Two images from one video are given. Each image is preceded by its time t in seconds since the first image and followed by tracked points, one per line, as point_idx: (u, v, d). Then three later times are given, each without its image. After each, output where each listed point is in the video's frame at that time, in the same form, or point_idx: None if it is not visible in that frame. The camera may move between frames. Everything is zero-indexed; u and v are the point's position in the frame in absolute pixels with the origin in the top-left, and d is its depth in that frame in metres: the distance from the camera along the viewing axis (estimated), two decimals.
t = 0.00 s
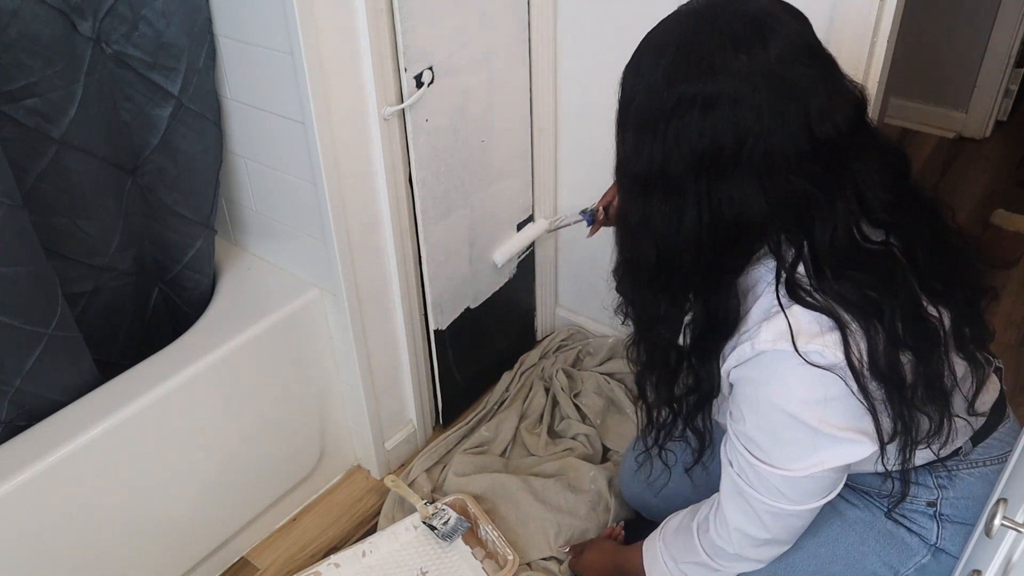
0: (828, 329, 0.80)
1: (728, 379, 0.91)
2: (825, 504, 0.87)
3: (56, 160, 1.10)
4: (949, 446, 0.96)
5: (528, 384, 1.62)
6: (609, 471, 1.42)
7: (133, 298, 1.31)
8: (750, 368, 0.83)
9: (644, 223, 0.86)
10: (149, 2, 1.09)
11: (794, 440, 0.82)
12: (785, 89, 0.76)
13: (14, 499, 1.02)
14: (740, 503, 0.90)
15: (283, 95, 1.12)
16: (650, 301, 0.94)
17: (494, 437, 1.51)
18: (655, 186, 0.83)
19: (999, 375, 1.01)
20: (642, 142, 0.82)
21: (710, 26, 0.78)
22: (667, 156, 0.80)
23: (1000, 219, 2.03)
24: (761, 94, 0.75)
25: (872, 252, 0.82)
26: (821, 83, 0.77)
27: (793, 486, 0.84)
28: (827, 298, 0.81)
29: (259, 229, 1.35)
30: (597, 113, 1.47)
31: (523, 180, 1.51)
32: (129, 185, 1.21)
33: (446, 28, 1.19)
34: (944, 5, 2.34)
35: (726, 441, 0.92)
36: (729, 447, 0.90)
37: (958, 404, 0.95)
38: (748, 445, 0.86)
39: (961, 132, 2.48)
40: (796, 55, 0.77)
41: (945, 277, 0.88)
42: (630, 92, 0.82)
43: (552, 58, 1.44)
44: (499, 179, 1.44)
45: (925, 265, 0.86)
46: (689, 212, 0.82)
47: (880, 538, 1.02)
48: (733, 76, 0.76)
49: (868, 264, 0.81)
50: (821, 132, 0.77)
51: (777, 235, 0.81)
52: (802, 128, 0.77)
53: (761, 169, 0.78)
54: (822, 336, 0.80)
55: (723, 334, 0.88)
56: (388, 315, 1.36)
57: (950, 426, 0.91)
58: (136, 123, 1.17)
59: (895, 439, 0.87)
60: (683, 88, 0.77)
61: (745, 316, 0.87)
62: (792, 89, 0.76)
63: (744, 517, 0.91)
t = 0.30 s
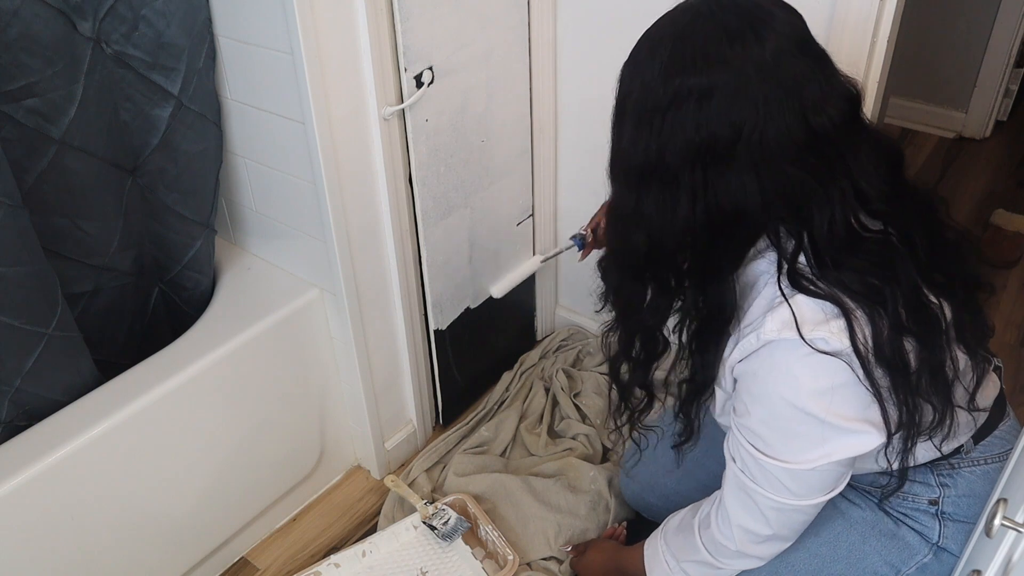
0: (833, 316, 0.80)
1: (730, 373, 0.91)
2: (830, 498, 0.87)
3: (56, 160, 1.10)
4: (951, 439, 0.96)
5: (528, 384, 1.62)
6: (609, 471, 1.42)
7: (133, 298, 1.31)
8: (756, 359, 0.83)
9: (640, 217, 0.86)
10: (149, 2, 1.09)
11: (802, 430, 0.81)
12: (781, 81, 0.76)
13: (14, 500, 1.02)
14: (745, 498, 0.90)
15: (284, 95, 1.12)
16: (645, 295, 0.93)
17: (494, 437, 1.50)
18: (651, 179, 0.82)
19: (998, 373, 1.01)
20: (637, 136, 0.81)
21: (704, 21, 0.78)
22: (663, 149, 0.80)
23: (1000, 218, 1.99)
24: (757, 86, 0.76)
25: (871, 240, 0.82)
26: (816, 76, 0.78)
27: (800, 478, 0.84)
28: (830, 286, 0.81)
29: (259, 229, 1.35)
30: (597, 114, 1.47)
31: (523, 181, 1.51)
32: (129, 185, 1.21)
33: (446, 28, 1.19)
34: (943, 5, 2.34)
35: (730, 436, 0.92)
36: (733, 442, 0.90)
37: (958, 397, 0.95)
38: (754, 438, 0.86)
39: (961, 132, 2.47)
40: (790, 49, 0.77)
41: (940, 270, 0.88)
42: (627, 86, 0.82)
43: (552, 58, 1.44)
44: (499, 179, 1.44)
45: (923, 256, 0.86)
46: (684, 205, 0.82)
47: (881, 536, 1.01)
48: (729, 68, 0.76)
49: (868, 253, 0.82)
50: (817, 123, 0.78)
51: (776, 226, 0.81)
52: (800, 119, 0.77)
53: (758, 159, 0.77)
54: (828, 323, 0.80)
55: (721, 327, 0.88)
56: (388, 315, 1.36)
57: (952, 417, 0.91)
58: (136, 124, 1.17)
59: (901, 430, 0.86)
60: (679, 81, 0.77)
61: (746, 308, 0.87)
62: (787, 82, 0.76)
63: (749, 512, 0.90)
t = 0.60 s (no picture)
0: (836, 329, 0.80)
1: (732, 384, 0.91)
2: (832, 505, 0.87)
3: (56, 160, 1.10)
4: (953, 442, 0.96)
5: (528, 384, 1.62)
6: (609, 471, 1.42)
7: (133, 298, 1.31)
8: (759, 371, 0.83)
9: (640, 231, 0.86)
10: (149, 1, 1.09)
11: (806, 441, 0.81)
12: (778, 93, 0.76)
13: (14, 499, 1.02)
14: (747, 505, 0.90)
15: (284, 95, 1.12)
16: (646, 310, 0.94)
17: (494, 437, 1.50)
18: (651, 193, 0.83)
19: (999, 374, 1.01)
20: (636, 151, 0.81)
21: (700, 34, 0.78)
22: (662, 164, 0.80)
23: (999, 219, 2.02)
24: (753, 100, 0.76)
25: (873, 250, 0.82)
26: (813, 87, 0.77)
27: (803, 488, 0.84)
28: (832, 298, 0.81)
29: (259, 229, 1.35)
30: (597, 113, 1.47)
31: (523, 181, 1.51)
32: (129, 185, 1.21)
33: (446, 28, 1.19)
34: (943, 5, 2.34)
35: (733, 444, 0.92)
36: (736, 450, 0.90)
37: (960, 401, 0.95)
38: (757, 448, 0.86)
39: (960, 132, 2.47)
40: (786, 61, 0.77)
41: (943, 276, 0.88)
42: (624, 102, 0.82)
43: (552, 58, 1.44)
44: (499, 179, 1.44)
45: (925, 261, 0.86)
46: (685, 220, 0.82)
47: (881, 537, 1.02)
48: (724, 82, 0.76)
49: (870, 262, 0.82)
50: (815, 133, 0.78)
51: (777, 237, 0.81)
52: (797, 131, 0.77)
53: (757, 171, 0.78)
54: (830, 335, 0.80)
55: (724, 342, 0.88)
56: (388, 316, 1.36)
57: (954, 423, 0.91)
58: (136, 124, 1.17)
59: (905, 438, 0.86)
60: (676, 95, 0.77)
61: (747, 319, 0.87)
62: (783, 94, 0.76)
63: (752, 520, 0.91)
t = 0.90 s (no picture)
0: (829, 320, 0.80)
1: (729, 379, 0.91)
2: (828, 501, 0.87)
3: (56, 160, 1.10)
4: (953, 439, 0.95)
5: (528, 384, 1.62)
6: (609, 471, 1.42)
7: (133, 298, 1.31)
8: (754, 364, 0.84)
9: (634, 229, 0.86)
10: (149, 1, 1.09)
11: (799, 435, 0.82)
12: (769, 89, 0.76)
13: (14, 499, 1.02)
14: (743, 501, 0.90)
15: (284, 95, 1.12)
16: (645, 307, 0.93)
17: (494, 437, 1.50)
18: (645, 192, 0.83)
19: (997, 371, 1.01)
20: (630, 149, 0.81)
21: (690, 32, 0.78)
22: (656, 161, 0.80)
23: (999, 219, 1.98)
24: (745, 96, 0.75)
25: (867, 244, 0.82)
26: (803, 81, 0.77)
27: (797, 482, 0.84)
28: (825, 290, 0.81)
29: (259, 229, 1.35)
30: (597, 113, 1.47)
31: (523, 181, 1.51)
32: (129, 185, 1.21)
33: (446, 28, 1.19)
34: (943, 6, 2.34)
35: (730, 440, 0.92)
36: (733, 445, 0.90)
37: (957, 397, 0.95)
38: (753, 442, 0.86)
39: (961, 133, 2.47)
40: (777, 57, 0.77)
41: (938, 270, 0.88)
42: (617, 100, 0.82)
43: (553, 58, 1.44)
44: (499, 179, 1.44)
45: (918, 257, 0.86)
46: (680, 217, 0.81)
47: (880, 535, 1.01)
48: (715, 79, 0.76)
49: (866, 255, 0.82)
50: (808, 127, 0.78)
51: (771, 232, 0.81)
52: (788, 126, 0.77)
53: (752, 168, 0.77)
54: (824, 327, 0.80)
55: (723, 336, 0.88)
56: (388, 316, 1.36)
57: (951, 417, 0.91)
58: (136, 123, 1.17)
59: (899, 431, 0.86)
60: (668, 94, 0.77)
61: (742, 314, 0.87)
62: (775, 89, 0.76)
63: (747, 516, 0.91)
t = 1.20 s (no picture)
0: (806, 315, 0.80)
1: (715, 374, 0.90)
2: (817, 498, 0.87)
3: (56, 160, 1.10)
4: (939, 440, 0.95)
5: (528, 384, 1.62)
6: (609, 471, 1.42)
7: (133, 298, 1.31)
8: (736, 359, 0.84)
9: (621, 225, 0.86)
10: (149, 1, 1.09)
11: (781, 429, 0.81)
12: (750, 86, 0.76)
13: (14, 499, 1.02)
14: (735, 499, 0.90)
15: (284, 96, 1.12)
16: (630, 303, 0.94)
17: (494, 437, 1.50)
18: (630, 188, 0.83)
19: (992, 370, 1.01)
20: (615, 147, 0.82)
21: (675, 31, 0.79)
22: (640, 158, 0.80)
23: (999, 219, 2.00)
24: (726, 93, 0.76)
25: (846, 241, 0.82)
26: (787, 78, 0.78)
27: (783, 478, 0.84)
28: (802, 286, 0.81)
29: (259, 229, 1.35)
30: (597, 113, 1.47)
31: (523, 181, 1.51)
32: (129, 185, 1.21)
33: (446, 28, 1.19)
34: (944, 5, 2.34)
35: (718, 437, 0.92)
36: (721, 442, 0.90)
37: (946, 396, 0.94)
38: (737, 438, 0.86)
39: (961, 132, 2.47)
40: (761, 55, 0.77)
41: (926, 267, 0.88)
42: (604, 99, 0.82)
43: (553, 58, 1.44)
44: (499, 179, 1.44)
45: (901, 254, 0.86)
46: (662, 213, 0.82)
47: (879, 536, 1.01)
48: (699, 77, 0.76)
49: (845, 253, 0.82)
50: (789, 125, 0.78)
51: (752, 228, 0.81)
52: (770, 123, 0.77)
53: (732, 164, 0.78)
54: (800, 321, 0.80)
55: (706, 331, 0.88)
56: (388, 316, 1.36)
57: (935, 416, 0.90)
58: (136, 123, 1.17)
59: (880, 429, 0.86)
60: (653, 92, 0.78)
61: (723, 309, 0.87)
62: (757, 87, 0.76)
63: (739, 514, 0.91)
